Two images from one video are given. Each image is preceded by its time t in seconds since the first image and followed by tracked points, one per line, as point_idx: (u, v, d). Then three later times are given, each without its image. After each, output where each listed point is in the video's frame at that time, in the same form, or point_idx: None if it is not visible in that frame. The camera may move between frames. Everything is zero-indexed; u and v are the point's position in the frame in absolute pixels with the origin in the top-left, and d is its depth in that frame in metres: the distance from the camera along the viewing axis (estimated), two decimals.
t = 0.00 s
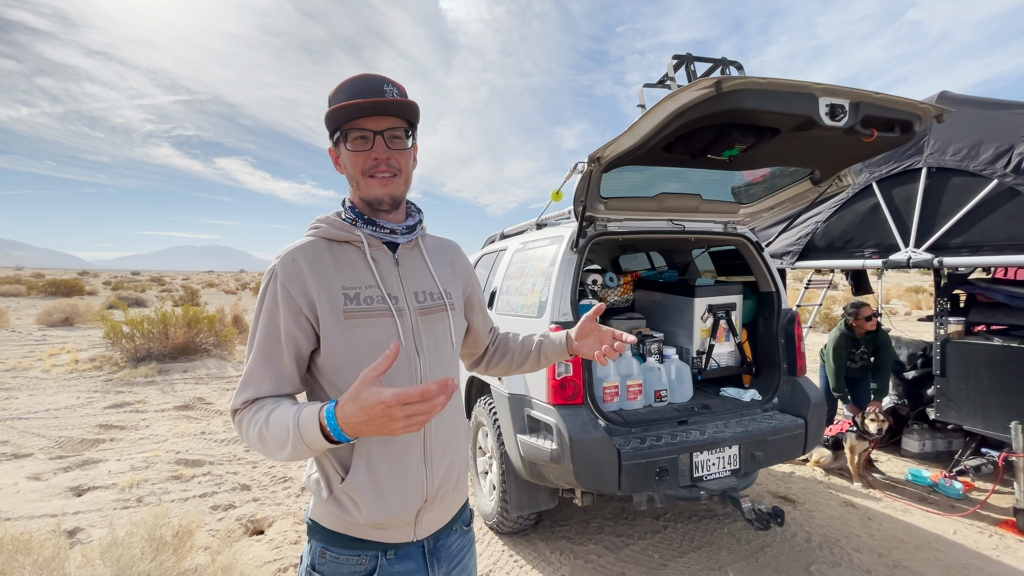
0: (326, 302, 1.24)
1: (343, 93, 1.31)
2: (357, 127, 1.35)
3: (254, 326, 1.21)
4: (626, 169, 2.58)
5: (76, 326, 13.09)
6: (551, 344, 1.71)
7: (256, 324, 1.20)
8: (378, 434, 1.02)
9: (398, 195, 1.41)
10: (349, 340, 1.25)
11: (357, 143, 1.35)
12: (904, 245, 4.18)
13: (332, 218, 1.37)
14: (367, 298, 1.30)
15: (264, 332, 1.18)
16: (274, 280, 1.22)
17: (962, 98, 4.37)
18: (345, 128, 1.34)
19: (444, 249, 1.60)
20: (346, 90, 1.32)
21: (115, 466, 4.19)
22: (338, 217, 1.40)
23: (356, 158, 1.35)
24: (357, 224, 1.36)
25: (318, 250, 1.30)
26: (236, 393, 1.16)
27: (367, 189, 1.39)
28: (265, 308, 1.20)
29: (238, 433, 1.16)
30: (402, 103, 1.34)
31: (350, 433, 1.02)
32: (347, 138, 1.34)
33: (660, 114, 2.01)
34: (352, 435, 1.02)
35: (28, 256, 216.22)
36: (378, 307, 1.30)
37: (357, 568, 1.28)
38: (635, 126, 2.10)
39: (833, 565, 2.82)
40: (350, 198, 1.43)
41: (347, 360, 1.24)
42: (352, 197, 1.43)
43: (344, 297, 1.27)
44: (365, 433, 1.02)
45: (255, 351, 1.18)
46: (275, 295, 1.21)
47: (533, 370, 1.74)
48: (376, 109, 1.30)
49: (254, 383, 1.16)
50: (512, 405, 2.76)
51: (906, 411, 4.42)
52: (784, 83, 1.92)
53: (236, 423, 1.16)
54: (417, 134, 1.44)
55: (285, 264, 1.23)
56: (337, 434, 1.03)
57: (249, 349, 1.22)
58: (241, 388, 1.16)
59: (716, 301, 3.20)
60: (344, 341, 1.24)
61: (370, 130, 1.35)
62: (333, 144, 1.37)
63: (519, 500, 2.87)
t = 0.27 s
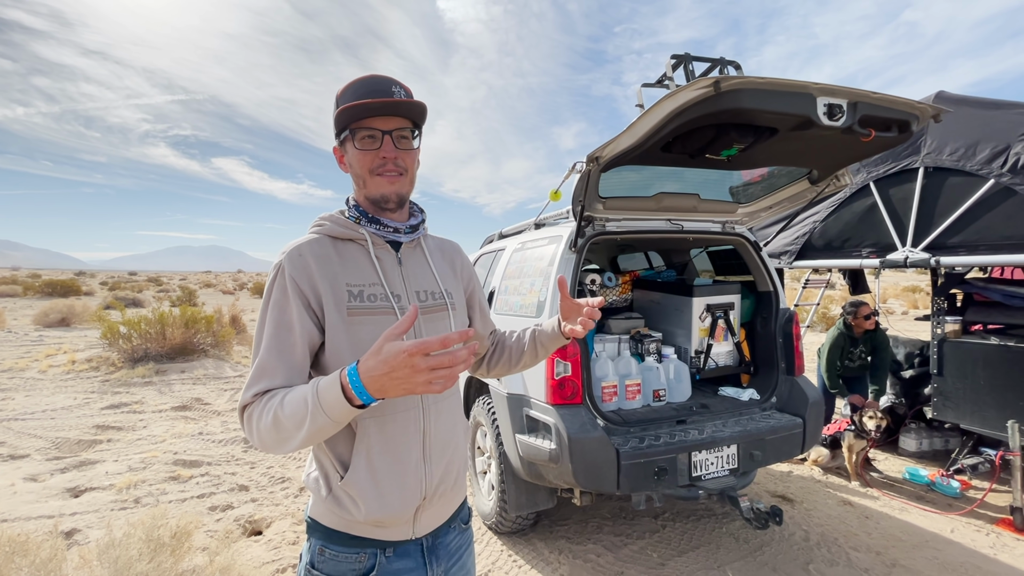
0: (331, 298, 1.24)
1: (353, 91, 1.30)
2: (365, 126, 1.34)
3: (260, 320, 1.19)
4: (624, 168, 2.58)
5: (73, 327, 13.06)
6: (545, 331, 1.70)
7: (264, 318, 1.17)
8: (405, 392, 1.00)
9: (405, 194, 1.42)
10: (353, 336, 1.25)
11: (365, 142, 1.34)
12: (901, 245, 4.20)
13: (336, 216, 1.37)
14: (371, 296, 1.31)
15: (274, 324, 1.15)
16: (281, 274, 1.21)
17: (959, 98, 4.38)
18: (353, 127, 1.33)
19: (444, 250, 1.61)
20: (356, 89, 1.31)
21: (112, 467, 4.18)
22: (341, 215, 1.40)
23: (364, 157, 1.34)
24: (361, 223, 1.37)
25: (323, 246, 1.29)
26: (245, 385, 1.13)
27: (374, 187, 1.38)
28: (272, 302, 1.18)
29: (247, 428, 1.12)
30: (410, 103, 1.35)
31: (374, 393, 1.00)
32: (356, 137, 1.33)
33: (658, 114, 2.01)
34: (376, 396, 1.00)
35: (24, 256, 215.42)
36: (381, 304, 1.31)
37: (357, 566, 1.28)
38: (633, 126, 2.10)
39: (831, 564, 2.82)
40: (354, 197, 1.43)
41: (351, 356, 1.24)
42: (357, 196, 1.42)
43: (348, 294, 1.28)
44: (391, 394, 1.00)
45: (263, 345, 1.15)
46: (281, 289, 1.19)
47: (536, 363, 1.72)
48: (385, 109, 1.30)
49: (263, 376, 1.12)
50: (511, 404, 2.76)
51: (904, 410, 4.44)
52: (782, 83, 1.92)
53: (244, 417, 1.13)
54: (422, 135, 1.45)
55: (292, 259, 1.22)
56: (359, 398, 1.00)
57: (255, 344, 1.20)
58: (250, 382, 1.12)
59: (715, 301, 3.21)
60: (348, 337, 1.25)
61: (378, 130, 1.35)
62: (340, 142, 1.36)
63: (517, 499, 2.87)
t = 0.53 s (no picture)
0: (338, 296, 1.24)
1: (350, 92, 1.30)
2: (365, 126, 1.34)
3: (268, 317, 1.19)
4: (621, 168, 2.59)
5: (68, 327, 12.99)
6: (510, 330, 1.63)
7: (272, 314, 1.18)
8: (421, 358, 1.12)
9: (410, 194, 1.41)
10: (359, 334, 1.25)
11: (366, 144, 1.34)
12: (897, 245, 4.21)
13: (341, 215, 1.37)
14: (378, 294, 1.31)
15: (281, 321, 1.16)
16: (289, 270, 1.20)
17: (954, 99, 4.40)
18: (353, 130, 1.33)
19: (448, 250, 1.61)
20: (353, 90, 1.30)
21: (108, 468, 4.16)
22: (347, 214, 1.40)
23: (367, 159, 1.34)
24: (367, 222, 1.37)
25: (330, 244, 1.29)
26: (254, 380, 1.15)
27: (379, 189, 1.38)
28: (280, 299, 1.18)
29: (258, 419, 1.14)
30: (407, 101, 1.34)
31: (395, 364, 1.09)
32: (356, 139, 1.33)
33: (656, 113, 2.01)
34: (396, 367, 1.10)
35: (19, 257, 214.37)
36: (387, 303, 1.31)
37: (358, 565, 1.28)
38: (631, 126, 2.09)
39: (828, 563, 2.83)
40: (360, 197, 1.43)
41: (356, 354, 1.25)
42: (363, 197, 1.43)
43: (354, 292, 1.28)
44: (408, 362, 1.11)
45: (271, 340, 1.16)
46: (289, 286, 1.19)
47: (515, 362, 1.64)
48: (381, 108, 1.29)
49: (272, 371, 1.15)
50: (509, 404, 2.76)
51: (900, 409, 4.45)
52: (780, 83, 1.92)
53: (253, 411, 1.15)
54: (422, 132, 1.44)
55: (301, 256, 1.22)
56: (381, 371, 1.09)
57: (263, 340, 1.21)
58: (260, 375, 1.15)
59: (712, 300, 3.21)
60: (354, 335, 1.25)
61: (377, 130, 1.34)
62: (342, 145, 1.36)
63: (515, 500, 2.87)
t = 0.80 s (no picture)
0: (338, 297, 1.23)
1: (358, 91, 1.30)
2: (372, 126, 1.34)
3: (269, 317, 1.20)
4: (618, 169, 2.59)
5: (64, 328, 12.92)
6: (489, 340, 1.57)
7: (272, 315, 1.19)
8: (419, 356, 1.17)
9: (411, 195, 1.41)
10: (358, 335, 1.25)
11: (372, 143, 1.34)
12: (892, 245, 4.23)
13: (346, 213, 1.37)
14: (378, 295, 1.30)
15: (282, 323, 1.17)
16: (289, 272, 1.20)
17: (949, 99, 4.43)
18: (359, 127, 1.33)
19: (450, 253, 1.61)
20: (362, 89, 1.30)
21: (104, 470, 4.14)
22: (351, 213, 1.40)
23: (371, 157, 1.34)
24: (370, 221, 1.36)
25: (331, 245, 1.28)
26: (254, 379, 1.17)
27: (382, 188, 1.38)
28: (281, 300, 1.19)
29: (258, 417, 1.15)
30: (416, 101, 1.34)
31: (396, 361, 1.13)
32: (362, 137, 1.34)
33: (653, 114, 2.01)
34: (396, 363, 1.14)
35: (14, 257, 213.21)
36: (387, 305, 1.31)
37: (357, 565, 1.28)
38: (628, 126, 2.10)
39: (824, 562, 2.84)
40: (363, 196, 1.43)
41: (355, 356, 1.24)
42: (366, 196, 1.43)
43: (355, 293, 1.27)
44: (406, 359, 1.15)
45: (271, 341, 1.17)
46: (289, 288, 1.20)
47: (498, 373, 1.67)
48: (389, 109, 1.30)
49: (271, 371, 1.16)
50: (506, 404, 2.76)
51: (896, 408, 4.47)
52: (775, 83, 1.93)
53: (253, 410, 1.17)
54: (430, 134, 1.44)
55: (302, 257, 1.22)
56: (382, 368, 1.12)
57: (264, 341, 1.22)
58: (258, 375, 1.16)
59: (709, 300, 3.22)
60: (354, 337, 1.24)
61: (383, 129, 1.35)
62: (349, 142, 1.36)
63: (512, 500, 2.87)
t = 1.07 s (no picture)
0: (336, 297, 1.23)
1: (361, 93, 1.31)
2: (373, 127, 1.34)
3: (268, 316, 1.19)
4: (615, 169, 2.59)
5: (58, 329, 12.85)
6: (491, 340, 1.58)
7: (270, 313, 1.19)
8: (417, 359, 1.17)
9: (410, 197, 1.40)
10: (355, 335, 1.24)
11: (373, 144, 1.34)
12: (887, 245, 4.25)
13: (346, 214, 1.37)
14: (377, 295, 1.30)
15: (280, 321, 1.17)
16: (288, 270, 1.20)
17: (943, 100, 4.45)
18: (361, 128, 1.33)
19: (449, 254, 1.61)
20: (365, 91, 1.31)
21: (99, 471, 4.12)
22: (351, 214, 1.40)
23: (372, 159, 1.34)
24: (370, 222, 1.36)
25: (331, 244, 1.28)
26: (251, 377, 1.16)
27: (381, 189, 1.38)
28: (279, 298, 1.18)
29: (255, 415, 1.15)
30: (419, 105, 1.34)
31: (394, 363, 1.13)
32: (363, 138, 1.34)
33: (649, 114, 2.02)
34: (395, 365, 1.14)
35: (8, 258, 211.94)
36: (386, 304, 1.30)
37: (354, 565, 1.27)
38: (625, 127, 2.10)
39: (820, 561, 2.85)
40: (363, 197, 1.43)
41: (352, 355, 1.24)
42: (366, 197, 1.42)
43: (354, 292, 1.27)
44: (405, 361, 1.15)
45: (269, 339, 1.17)
46: (288, 286, 1.19)
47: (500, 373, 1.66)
48: (391, 111, 1.30)
49: (269, 369, 1.16)
50: (503, 405, 2.75)
51: (891, 408, 4.49)
52: (771, 84, 1.93)
53: (250, 407, 1.16)
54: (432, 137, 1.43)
55: (301, 256, 1.21)
56: (381, 369, 1.11)
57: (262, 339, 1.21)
58: (256, 373, 1.15)
59: (705, 300, 3.23)
60: (351, 336, 1.24)
61: (385, 131, 1.34)
62: (350, 142, 1.37)
63: (509, 500, 2.87)
